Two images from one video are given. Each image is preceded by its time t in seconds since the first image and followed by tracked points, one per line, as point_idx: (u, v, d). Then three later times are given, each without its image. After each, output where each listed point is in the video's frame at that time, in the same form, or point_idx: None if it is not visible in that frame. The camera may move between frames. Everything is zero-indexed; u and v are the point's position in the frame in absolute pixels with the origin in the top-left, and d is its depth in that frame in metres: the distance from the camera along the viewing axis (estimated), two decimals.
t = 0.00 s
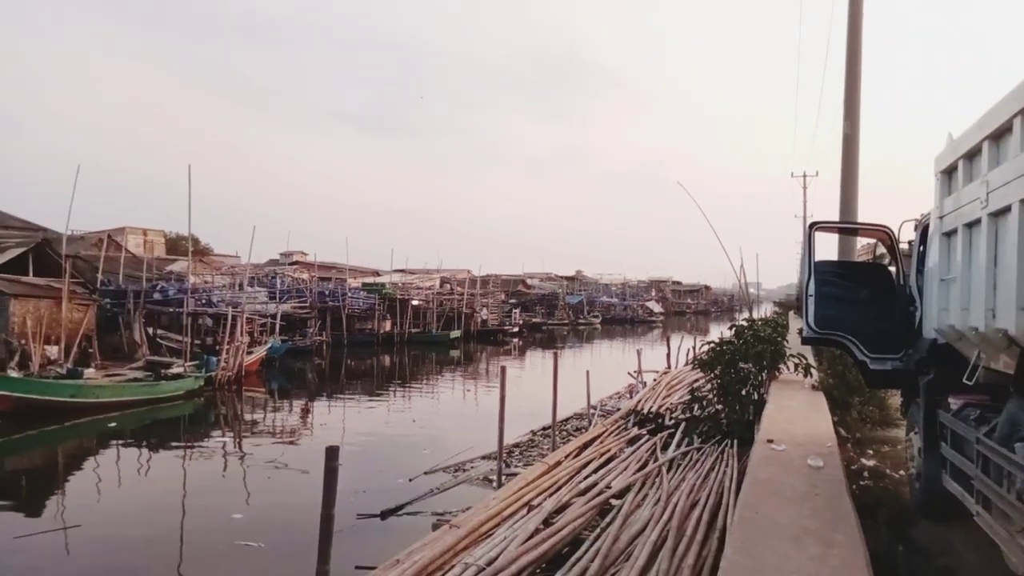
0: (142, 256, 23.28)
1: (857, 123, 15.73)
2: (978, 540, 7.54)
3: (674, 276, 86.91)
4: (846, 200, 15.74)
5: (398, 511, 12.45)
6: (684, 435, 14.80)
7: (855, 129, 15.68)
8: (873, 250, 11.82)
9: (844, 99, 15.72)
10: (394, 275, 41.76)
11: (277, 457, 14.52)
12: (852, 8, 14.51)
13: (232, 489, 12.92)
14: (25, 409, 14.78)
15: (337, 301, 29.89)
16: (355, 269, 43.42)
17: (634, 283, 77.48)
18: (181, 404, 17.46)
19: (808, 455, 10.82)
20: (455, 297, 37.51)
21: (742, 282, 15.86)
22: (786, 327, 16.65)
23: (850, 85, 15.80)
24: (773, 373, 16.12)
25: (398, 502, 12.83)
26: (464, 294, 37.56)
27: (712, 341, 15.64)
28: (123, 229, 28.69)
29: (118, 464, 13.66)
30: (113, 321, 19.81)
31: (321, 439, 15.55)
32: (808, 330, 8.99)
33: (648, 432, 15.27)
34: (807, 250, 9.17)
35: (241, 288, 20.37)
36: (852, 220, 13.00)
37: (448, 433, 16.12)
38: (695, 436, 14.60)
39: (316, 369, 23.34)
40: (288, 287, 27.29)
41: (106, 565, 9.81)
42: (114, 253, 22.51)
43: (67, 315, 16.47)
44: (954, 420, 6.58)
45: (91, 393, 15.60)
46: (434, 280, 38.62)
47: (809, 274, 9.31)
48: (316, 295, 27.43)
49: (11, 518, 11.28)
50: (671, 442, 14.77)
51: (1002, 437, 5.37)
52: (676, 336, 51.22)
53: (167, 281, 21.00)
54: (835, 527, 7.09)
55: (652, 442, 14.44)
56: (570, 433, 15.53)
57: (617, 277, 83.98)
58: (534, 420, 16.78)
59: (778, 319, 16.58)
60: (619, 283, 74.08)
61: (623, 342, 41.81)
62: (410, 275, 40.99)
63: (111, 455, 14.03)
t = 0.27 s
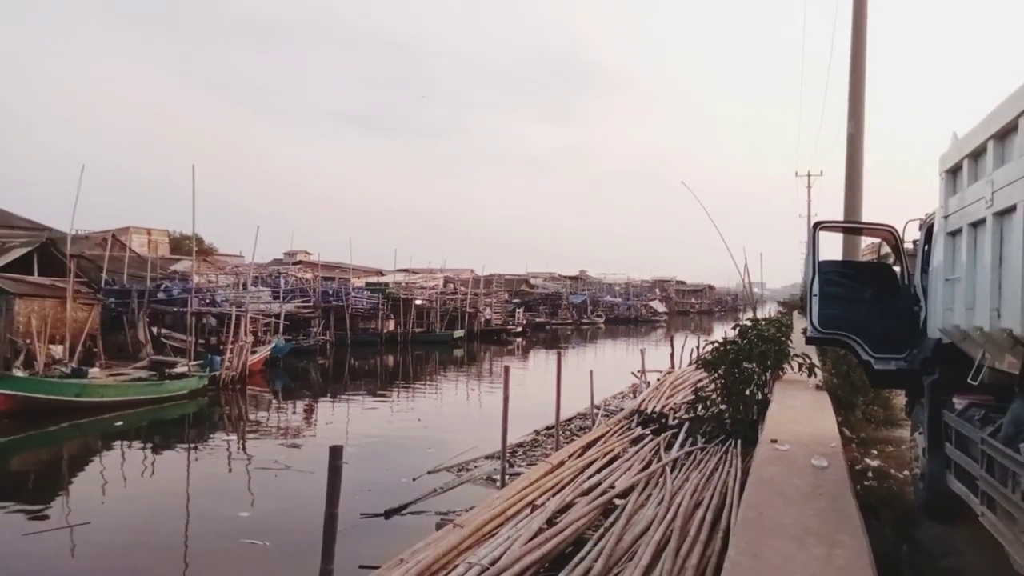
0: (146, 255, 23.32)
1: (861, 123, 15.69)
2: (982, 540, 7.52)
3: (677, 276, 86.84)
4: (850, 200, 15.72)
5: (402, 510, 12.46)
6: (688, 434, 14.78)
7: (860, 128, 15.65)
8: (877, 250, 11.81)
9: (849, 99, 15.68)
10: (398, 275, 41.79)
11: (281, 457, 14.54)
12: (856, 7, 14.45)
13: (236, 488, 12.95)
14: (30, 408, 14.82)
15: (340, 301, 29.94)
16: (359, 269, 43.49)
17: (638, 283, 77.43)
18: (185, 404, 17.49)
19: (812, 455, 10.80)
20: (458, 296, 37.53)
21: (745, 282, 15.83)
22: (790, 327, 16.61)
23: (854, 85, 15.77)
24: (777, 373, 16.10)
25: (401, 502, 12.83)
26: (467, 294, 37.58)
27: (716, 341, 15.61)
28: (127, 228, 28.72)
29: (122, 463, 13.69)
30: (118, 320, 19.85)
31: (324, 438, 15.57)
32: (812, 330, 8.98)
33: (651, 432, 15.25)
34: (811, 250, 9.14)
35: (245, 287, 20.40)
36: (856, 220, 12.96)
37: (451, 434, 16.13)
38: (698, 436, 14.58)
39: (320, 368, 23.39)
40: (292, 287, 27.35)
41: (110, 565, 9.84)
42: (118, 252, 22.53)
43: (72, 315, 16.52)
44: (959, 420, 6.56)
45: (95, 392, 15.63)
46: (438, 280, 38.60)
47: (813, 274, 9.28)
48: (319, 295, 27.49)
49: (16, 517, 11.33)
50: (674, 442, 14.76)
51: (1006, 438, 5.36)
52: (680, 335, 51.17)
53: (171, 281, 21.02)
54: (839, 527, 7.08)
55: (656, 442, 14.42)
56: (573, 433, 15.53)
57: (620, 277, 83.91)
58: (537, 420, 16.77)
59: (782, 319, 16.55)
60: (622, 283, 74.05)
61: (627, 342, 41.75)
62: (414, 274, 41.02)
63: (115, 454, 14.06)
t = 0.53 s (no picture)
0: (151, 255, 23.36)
1: (866, 123, 15.66)
2: (986, 541, 7.51)
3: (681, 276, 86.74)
4: (855, 200, 15.68)
5: (405, 511, 12.48)
6: (692, 435, 14.77)
7: (865, 128, 15.61)
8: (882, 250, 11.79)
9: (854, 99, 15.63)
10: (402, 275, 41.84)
11: (284, 457, 14.56)
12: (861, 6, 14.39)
13: (239, 488, 12.97)
14: (35, 407, 14.86)
15: (345, 301, 30.00)
16: (363, 269, 43.55)
17: (641, 283, 77.39)
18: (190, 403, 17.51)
19: (816, 456, 10.79)
20: (462, 297, 37.55)
21: (750, 282, 15.82)
22: (795, 328, 16.59)
23: (859, 84, 15.73)
24: (782, 373, 16.07)
25: (405, 502, 12.85)
26: (471, 294, 37.61)
27: (720, 342, 15.59)
28: (132, 228, 28.78)
29: (126, 463, 13.73)
30: (123, 320, 19.90)
31: (328, 438, 15.60)
32: (817, 331, 8.98)
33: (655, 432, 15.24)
34: (815, 251, 9.12)
35: (249, 287, 20.45)
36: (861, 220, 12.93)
37: (455, 434, 16.14)
38: (702, 436, 14.56)
39: (324, 368, 23.44)
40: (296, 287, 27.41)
41: (115, 565, 9.87)
42: (122, 253, 22.58)
43: (78, 315, 16.56)
44: (964, 421, 6.55)
45: (100, 392, 15.66)
46: (441, 280, 38.58)
47: (818, 274, 9.26)
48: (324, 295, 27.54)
49: (21, 516, 11.37)
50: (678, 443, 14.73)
51: (1009, 439, 5.34)
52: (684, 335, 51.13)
53: (176, 281, 21.05)
54: (844, 529, 7.07)
55: (660, 442, 14.41)
56: (577, 433, 15.52)
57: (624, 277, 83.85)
58: (540, 420, 16.74)
59: (787, 319, 16.53)
60: (626, 283, 74.02)
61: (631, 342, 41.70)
62: (418, 274, 41.06)
63: (119, 454, 14.09)
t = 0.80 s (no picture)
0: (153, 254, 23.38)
1: (867, 121, 15.66)
2: (987, 538, 7.52)
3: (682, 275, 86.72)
4: (856, 198, 15.69)
5: (407, 509, 12.50)
6: (693, 433, 14.77)
7: (866, 126, 15.62)
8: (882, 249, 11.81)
9: (855, 97, 15.63)
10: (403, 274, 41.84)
11: (286, 455, 14.57)
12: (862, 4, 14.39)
13: (241, 487, 12.98)
14: (37, 406, 14.86)
15: (346, 300, 30.01)
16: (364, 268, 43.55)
17: (643, 282, 77.37)
18: (192, 402, 17.53)
19: (817, 454, 10.81)
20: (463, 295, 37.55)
21: (751, 280, 15.81)
22: (796, 327, 16.59)
23: (860, 83, 15.73)
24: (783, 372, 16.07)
25: (407, 500, 12.86)
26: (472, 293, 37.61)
27: (721, 340, 15.59)
28: (133, 227, 28.77)
29: (128, 462, 13.74)
30: (125, 319, 19.91)
31: (330, 437, 15.61)
32: (817, 329, 8.98)
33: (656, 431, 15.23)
34: (816, 249, 9.11)
35: (250, 286, 20.45)
36: (862, 219, 12.93)
37: (456, 433, 16.14)
38: (703, 435, 14.56)
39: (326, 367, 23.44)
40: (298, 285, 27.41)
41: (117, 563, 9.88)
42: (123, 252, 22.58)
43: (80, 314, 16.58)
44: (965, 419, 6.56)
45: (103, 391, 15.67)
46: (442, 279, 38.60)
47: (818, 272, 9.25)
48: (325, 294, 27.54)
49: (24, 514, 11.39)
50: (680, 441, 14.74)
51: (1012, 436, 5.36)
52: (685, 333, 51.12)
53: (177, 280, 21.06)
54: (846, 527, 7.08)
55: (661, 441, 14.41)
56: (578, 432, 15.52)
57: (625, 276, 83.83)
58: (541, 419, 16.75)
59: (788, 318, 16.52)
60: (627, 282, 74.03)
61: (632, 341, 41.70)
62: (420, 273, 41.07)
63: (121, 453, 14.10)
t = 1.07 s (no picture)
0: (158, 255, 23.45)
1: (873, 120, 15.60)
2: (997, 539, 7.47)
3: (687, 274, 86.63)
4: (862, 197, 15.63)
5: (413, 509, 12.50)
6: (698, 433, 14.71)
7: (872, 125, 15.55)
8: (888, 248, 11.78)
9: (861, 96, 15.56)
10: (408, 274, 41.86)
11: (291, 455, 14.59)
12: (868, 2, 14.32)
13: (247, 486, 13.00)
14: (43, 406, 14.90)
15: (351, 299, 30.04)
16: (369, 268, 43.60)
17: (648, 281, 77.33)
18: (198, 402, 17.56)
19: (824, 454, 10.77)
20: (468, 294, 37.54)
21: (756, 279, 15.76)
22: (802, 326, 16.52)
23: (866, 81, 15.67)
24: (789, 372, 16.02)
25: (413, 500, 12.86)
26: (477, 292, 37.63)
27: (726, 340, 15.53)
28: (139, 227, 28.84)
29: (134, 461, 13.78)
30: (131, 319, 19.96)
31: (334, 437, 15.62)
32: (824, 328, 8.91)
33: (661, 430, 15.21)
34: (822, 248, 9.04)
35: (255, 286, 20.47)
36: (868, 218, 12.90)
37: (461, 432, 16.13)
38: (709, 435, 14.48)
39: (331, 367, 23.47)
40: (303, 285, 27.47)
41: (124, 563, 9.90)
42: (129, 252, 22.63)
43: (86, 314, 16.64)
44: (975, 419, 6.53)
45: (109, 391, 15.72)
46: (447, 279, 38.60)
47: (824, 271, 9.19)
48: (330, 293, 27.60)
49: (30, 514, 11.42)
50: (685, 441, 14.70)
51: (1021, 437, 5.33)
52: (691, 332, 51.02)
53: (183, 280, 21.11)
54: (854, 528, 7.04)
55: (667, 441, 14.37)
56: (584, 432, 15.51)
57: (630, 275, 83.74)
58: (546, 419, 16.73)
59: (794, 318, 16.46)
60: (632, 281, 73.92)
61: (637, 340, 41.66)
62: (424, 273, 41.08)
63: (127, 452, 14.14)
